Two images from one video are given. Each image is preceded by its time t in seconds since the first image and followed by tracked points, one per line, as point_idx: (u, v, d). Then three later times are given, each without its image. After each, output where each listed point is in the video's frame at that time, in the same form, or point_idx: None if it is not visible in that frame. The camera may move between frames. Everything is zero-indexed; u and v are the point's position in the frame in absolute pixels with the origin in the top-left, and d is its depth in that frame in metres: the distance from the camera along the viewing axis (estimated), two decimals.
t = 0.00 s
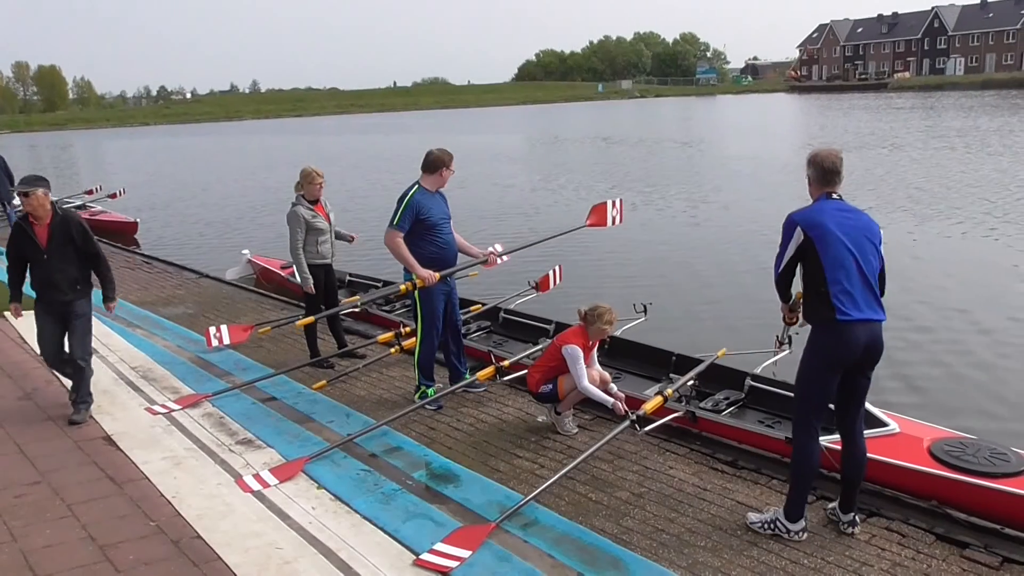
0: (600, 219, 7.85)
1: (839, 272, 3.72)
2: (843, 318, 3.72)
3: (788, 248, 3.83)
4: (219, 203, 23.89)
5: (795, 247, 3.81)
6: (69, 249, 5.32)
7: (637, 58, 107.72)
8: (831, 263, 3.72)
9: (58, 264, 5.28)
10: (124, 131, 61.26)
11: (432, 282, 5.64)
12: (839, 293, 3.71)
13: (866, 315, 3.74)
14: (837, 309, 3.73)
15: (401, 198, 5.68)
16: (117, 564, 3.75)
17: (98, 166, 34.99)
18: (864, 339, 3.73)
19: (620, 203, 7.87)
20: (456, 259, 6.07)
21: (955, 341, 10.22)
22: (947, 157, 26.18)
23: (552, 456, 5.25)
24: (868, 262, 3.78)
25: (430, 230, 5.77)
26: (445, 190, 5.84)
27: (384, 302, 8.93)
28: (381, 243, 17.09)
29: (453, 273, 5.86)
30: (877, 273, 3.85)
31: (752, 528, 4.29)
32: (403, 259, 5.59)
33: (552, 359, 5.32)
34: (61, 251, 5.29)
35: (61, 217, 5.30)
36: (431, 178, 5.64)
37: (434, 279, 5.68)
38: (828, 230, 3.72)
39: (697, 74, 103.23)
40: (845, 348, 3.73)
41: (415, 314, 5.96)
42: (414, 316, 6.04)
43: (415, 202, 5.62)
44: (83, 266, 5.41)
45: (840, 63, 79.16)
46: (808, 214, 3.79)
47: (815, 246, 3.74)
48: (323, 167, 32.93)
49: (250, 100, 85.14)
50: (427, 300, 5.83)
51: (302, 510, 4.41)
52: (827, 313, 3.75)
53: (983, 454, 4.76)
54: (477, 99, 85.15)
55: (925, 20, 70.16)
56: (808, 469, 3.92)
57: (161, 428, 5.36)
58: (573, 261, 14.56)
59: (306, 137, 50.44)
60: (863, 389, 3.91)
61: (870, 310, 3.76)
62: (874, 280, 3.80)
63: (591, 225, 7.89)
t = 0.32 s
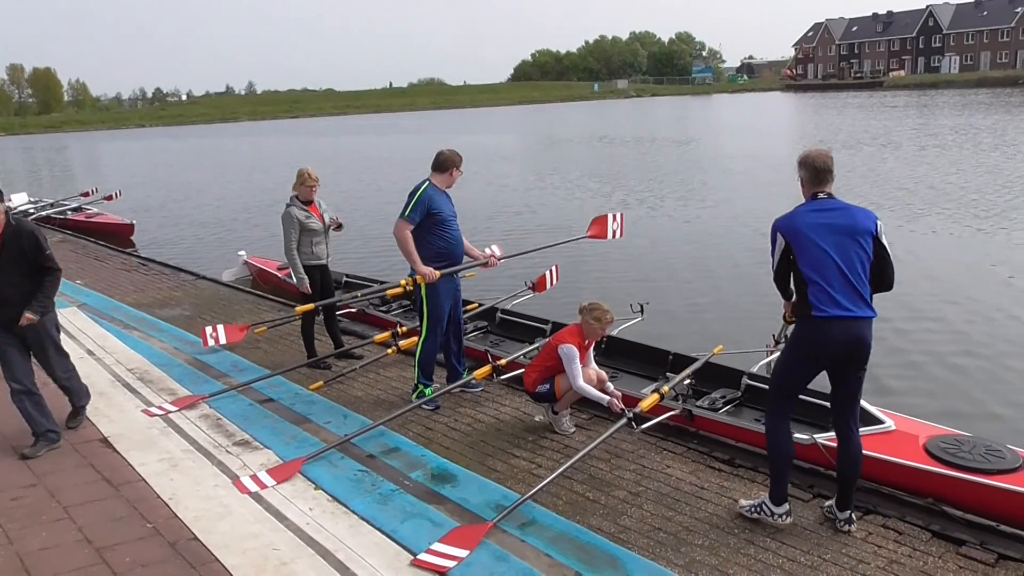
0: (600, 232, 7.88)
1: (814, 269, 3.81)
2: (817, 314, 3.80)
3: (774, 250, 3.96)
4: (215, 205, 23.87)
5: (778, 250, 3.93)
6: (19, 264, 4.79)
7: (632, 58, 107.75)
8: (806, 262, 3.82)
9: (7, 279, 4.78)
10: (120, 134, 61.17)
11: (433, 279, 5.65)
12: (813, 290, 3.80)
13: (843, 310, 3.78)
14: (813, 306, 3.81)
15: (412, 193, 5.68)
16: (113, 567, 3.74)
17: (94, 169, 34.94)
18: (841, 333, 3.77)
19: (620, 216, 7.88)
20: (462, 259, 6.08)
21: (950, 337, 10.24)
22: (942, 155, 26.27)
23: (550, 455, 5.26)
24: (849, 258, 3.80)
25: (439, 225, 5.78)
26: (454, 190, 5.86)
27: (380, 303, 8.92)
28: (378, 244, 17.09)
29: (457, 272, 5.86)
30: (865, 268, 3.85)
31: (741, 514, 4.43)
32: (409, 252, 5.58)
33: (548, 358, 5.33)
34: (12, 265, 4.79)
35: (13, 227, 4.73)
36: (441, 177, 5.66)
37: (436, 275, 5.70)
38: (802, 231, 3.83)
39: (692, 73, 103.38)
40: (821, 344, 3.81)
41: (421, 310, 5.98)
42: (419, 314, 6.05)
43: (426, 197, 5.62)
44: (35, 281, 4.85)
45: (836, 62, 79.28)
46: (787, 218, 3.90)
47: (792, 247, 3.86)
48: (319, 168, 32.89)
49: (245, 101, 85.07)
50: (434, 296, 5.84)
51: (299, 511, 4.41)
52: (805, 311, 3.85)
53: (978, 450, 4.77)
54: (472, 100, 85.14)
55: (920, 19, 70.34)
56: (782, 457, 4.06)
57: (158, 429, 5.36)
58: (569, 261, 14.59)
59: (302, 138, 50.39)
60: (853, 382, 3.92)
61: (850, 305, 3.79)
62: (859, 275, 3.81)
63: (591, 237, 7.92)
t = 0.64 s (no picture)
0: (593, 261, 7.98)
1: (782, 271, 3.92)
2: (785, 315, 3.91)
3: (748, 254, 4.08)
4: (214, 205, 23.86)
5: (752, 253, 4.05)
6: None
7: (632, 57, 107.80)
8: (775, 263, 3.94)
9: None
10: (118, 134, 61.10)
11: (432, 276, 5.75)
12: (781, 290, 3.92)
13: (811, 310, 3.88)
14: (782, 306, 3.93)
15: (425, 190, 5.76)
16: (111, 567, 3.74)
17: (93, 169, 34.90)
18: (808, 333, 3.87)
19: (615, 251, 8.04)
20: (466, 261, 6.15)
21: (948, 336, 10.24)
22: (941, 155, 26.32)
23: (548, 455, 5.26)
24: (817, 260, 3.89)
25: (447, 224, 5.85)
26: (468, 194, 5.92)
27: (378, 303, 8.91)
28: (377, 244, 17.08)
29: (457, 275, 5.92)
30: (836, 268, 3.93)
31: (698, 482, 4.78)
32: (411, 248, 5.68)
33: (546, 358, 5.33)
34: None
35: None
36: (457, 180, 5.73)
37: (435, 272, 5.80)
38: (772, 233, 3.93)
39: (691, 74, 103.47)
40: (790, 343, 3.93)
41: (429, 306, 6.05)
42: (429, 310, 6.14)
43: (438, 196, 5.69)
44: None
45: (835, 62, 79.36)
46: (759, 221, 4.02)
47: (763, 251, 3.97)
48: (317, 168, 32.89)
49: (243, 101, 85.04)
50: (441, 289, 5.91)
51: (297, 511, 4.42)
52: (774, 312, 3.97)
53: (975, 450, 4.77)
54: (471, 100, 85.07)
55: (919, 19, 70.42)
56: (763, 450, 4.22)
57: (156, 430, 5.36)
58: (568, 261, 14.59)
59: (301, 139, 50.37)
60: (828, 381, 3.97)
61: (818, 305, 3.88)
62: (827, 276, 3.90)
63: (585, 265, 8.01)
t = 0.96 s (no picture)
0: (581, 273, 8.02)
1: (740, 269, 4.08)
2: (743, 311, 4.09)
3: (699, 252, 4.17)
4: (212, 204, 23.81)
5: (705, 250, 4.15)
6: None
7: (631, 58, 107.79)
8: (734, 260, 4.09)
9: None
10: (116, 132, 60.96)
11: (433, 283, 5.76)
12: (739, 287, 4.08)
13: (767, 305, 4.09)
14: (740, 302, 4.10)
15: (433, 194, 5.73)
16: (109, 565, 3.74)
17: (91, 168, 34.80)
18: (766, 327, 4.10)
19: (604, 263, 8.10)
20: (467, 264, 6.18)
21: (946, 334, 10.26)
22: (939, 156, 26.37)
23: (545, 454, 5.27)
24: (772, 259, 4.09)
25: (452, 229, 5.87)
26: (475, 198, 5.90)
27: (375, 302, 8.92)
28: (375, 243, 17.06)
29: (458, 281, 5.94)
30: (786, 265, 4.16)
31: (692, 484, 4.80)
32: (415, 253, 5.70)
33: (544, 357, 5.34)
34: None
35: None
36: (466, 185, 5.68)
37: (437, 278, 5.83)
38: (730, 230, 4.08)
39: (690, 74, 103.54)
40: (748, 336, 4.12)
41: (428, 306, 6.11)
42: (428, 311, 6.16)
43: (446, 202, 5.67)
44: None
45: (834, 62, 79.51)
46: (714, 219, 4.13)
47: (719, 249, 4.10)
48: (316, 167, 32.86)
49: (242, 100, 84.93)
50: (441, 294, 5.93)
51: (295, 510, 4.42)
52: (730, 308, 4.14)
53: (971, 450, 4.79)
54: (470, 99, 85.01)
55: (918, 20, 70.53)
56: (727, 438, 4.41)
57: (154, 429, 5.36)
58: (566, 260, 14.60)
59: (299, 138, 50.29)
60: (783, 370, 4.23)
61: (773, 299, 4.10)
62: (780, 271, 4.11)
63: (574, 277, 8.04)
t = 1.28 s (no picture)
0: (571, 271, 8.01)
1: (722, 265, 4.13)
2: (724, 306, 4.13)
3: (681, 249, 4.24)
4: (211, 201, 23.79)
5: (688, 247, 4.22)
6: None
7: (631, 57, 107.64)
8: (716, 256, 4.14)
9: None
10: (115, 129, 60.90)
11: (438, 284, 5.77)
12: (720, 282, 4.12)
13: (748, 301, 4.13)
14: (723, 298, 4.13)
15: (437, 195, 5.74)
16: (107, 562, 3.74)
17: (90, 165, 34.78)
18: (747, 323, 4.12)
19: (593, 261, 8.09)
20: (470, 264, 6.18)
21: (945, 333, 10.26)
22: (939, 156, 26.36)
23: (543, 453, 5.27)
24: (753, 257, 4.16)
25: (457, 230, 5.88)
26: (478, 197, 5.91)
27: (374, 300, 8.91)
28: (375, 241, 17.05)
29: (462, 282, 5.95)
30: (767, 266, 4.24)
31: (689, 484, 4.80)
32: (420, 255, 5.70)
33: (543, 355, 5.34)
34: None
35: None
36: (470, 185, 5.69)
37: (440, 280, 5.85)
38: (711, 229, 4.17)
39: (691, 73, 103.46)
40: (730, 333, 4.15)
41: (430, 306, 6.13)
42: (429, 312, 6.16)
43: (450, 202, 5.69)
44: None
45: (834, 62, 79.49)
46: (697, 218, 4.24)
47: (702, 245, 4.18)
48: (315, 165, 32.86)
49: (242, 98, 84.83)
50: (444, 296, 5.95)
51: (293, 507, 4.42)
52: (711, 303, 4.17)
53: (967, 450, 4.79)
54: (469, 98, 84.94)
55: (917, 21, 70.47)
56: (713, 435, 4.44)
57: (152, 426, 5.36)
58: (565, 259, 14.61)
59: (299, 136, 50.25)
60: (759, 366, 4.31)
61: (755, 296, 4.14)
62: (761, 270, 4.18)
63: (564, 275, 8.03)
